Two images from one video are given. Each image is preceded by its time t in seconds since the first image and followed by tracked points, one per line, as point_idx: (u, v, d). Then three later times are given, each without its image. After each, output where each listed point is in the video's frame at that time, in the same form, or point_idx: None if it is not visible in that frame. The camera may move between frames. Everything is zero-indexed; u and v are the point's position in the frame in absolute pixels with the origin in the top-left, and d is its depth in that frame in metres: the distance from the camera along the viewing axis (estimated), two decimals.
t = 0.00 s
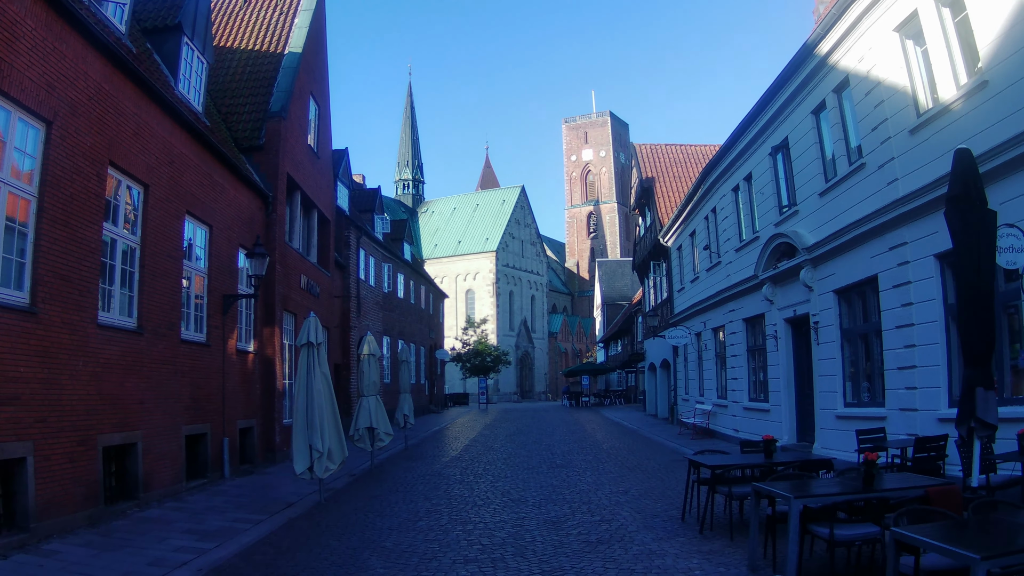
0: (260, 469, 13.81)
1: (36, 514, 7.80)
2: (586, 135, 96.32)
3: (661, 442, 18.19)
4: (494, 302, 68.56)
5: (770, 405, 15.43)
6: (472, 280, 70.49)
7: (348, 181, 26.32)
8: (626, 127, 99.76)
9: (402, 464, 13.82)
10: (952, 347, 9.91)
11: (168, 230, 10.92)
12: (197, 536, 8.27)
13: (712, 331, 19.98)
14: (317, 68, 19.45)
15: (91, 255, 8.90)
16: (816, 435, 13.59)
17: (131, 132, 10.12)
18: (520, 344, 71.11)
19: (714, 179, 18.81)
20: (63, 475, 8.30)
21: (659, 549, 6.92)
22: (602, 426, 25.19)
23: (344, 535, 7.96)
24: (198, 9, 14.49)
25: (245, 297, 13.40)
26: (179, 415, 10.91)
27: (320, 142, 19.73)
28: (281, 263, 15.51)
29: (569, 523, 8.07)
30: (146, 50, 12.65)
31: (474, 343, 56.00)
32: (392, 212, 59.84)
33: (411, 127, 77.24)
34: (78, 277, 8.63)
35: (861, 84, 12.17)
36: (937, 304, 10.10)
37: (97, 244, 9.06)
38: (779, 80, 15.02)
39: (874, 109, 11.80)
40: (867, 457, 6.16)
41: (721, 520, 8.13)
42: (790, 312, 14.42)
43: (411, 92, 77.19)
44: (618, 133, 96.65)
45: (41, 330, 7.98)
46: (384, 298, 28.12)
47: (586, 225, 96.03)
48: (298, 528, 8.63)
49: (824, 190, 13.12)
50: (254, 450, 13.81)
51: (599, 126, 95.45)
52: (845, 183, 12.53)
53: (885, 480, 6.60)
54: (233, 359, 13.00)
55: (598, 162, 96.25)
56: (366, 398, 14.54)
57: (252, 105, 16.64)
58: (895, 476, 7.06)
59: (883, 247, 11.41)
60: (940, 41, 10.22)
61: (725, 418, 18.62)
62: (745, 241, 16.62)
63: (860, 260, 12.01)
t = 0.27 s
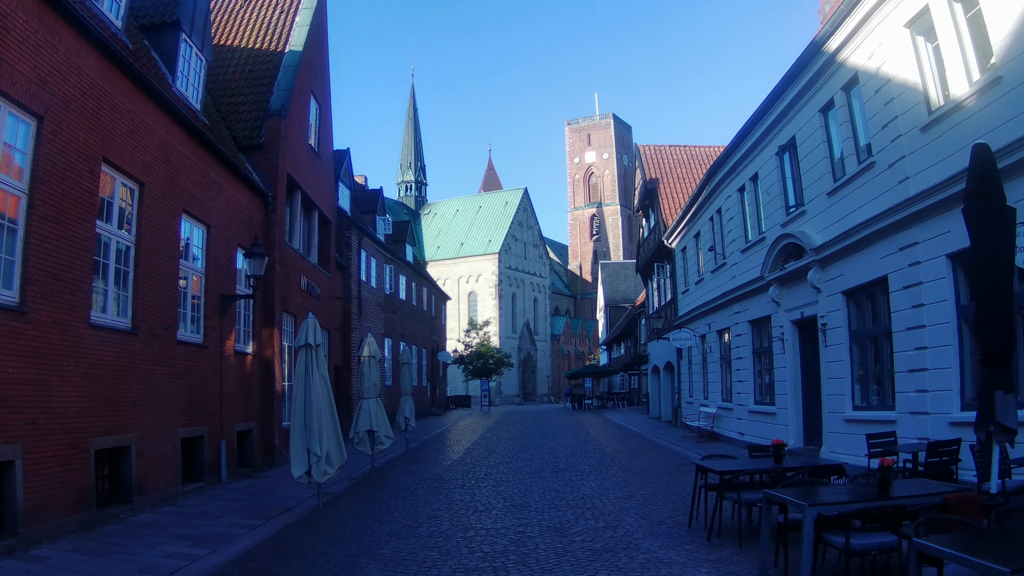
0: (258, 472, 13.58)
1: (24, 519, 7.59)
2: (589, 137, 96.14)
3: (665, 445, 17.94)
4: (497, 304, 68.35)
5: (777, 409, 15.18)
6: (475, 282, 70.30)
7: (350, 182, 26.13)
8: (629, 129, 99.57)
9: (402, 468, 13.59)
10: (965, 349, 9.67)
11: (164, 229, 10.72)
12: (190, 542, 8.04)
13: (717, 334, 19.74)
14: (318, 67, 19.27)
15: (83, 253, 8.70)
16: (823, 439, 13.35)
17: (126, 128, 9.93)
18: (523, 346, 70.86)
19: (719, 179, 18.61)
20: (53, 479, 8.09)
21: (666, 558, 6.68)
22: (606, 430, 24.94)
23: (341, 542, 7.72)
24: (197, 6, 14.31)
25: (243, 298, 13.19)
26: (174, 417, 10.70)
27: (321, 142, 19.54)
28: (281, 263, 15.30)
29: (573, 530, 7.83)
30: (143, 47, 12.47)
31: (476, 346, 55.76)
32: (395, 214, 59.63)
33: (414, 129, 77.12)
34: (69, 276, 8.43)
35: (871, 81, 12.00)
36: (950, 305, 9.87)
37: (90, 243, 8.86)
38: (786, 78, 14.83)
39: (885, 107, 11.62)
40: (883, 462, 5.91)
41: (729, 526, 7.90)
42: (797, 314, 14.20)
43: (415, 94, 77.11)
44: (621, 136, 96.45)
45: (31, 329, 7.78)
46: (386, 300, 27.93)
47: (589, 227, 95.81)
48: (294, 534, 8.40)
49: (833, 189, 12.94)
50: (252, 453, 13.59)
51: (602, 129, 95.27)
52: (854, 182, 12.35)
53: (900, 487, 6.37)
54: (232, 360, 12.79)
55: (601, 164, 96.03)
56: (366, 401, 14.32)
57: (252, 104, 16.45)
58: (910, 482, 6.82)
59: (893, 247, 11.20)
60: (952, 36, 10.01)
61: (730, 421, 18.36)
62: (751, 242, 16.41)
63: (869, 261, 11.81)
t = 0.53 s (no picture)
0: (254, 475, 13.33)
1: (8, 524, 7.32)
2: (590, 139, 95.94)
3: (668, 449, 17.67)
4: (498, 306, 68.10)
5: (782, 412, 14.92)
6: (476, 284, 70.07)
7: (349, 182, 25.89)
8: (630, 132, 99.37)
9: (401, 472, 13.33)
10: (977, 350, 9.41)
11: (157, 226, 10.48)
12: (179, 548, 7.77)
13: (720, 336, 19.48)
14: (317, 65, 19.04)
15: (71, 249, 8.46)
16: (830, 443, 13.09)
17: (118, 122, 9.71)
18: (524, 349, 70.59)
19: (722, 179, 18.38)
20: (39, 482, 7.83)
21: (673, 567, 6.40)
22: (608, 433, 24.67)
23: (334, 549, 7.46)
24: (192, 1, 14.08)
25: (238, 297, 12.95)
26: (166, 419, 10.45)
27: (319, 140, 19.31)
28: (278, 263, 15.06)
29: (575, 537, 7.55)
30: (137, 42, 12.23)
31: (477, 348, 55.49)
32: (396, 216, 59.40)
33: (416, 131, 76.89)
34: (56, 272, 8.19)
35: (880, 77, 11.78)
36: (961, 305, 9.61)
37: (78, 239, 8.62)
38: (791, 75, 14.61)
39: (894, 103, 11.39)
40: (898, 468, 5.67)
41: (737, 534, 7.64)
42: (803, 315, 13.94)
43: (416, 96, 76.94)
44: (622, 138, 96.24)
45: (16, 327, 7.54)
46: (386, 302, 27.70)
47: (591, 230, 95.61)
48: (287, 539, 8.14)
49: (840, 188, 12.71)
50: (247, 456, 13.33)
51: (603, 131, 95.10)
52: (862, 179, 12.12)
53: (915, 494, 6.12)
54: (226, 361, 12.54)
55: (602, 167, 95.79)
56: (364, 403, 14.08)
57: (249, 101, 16.22)
58: (925, 489, 6.56)
59: (903, 247, 10.95)
60: (964, 30, 9.77)
61: (733, 425, 18.09)
62: (756, 242, 16.16)
63: (878, 260, 11.57)
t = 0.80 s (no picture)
0: (250, 475, 13.10)
1: None
2: (591, 136, 95.61)
3: (671, 448, 17.42)
4: (499, 304, 67.88)
5: (788, 411, 14.67)
6: (477, 282, 69.84)
7: (349, 178, 25.62)
8: (632, 129, 99.00)
9: (400, 471, 13.09)
10: (991, 348, 9.16)
11: (150, 220, 10.24)
12: (171, 552, 7.53)
13: (725, 333, 19.22)
14: (315, 59, 18.79)
15: (59, 243, 8.21)
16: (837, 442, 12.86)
17: (108, 114, 9.46)
18: (525, 346, 70.38)
19: (726, 175, 18.12)
20: (27, 483, 7.59)
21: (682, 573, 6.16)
22: (609, 432, 24.42)
23: (330, 553, 7.22)
24: None
25: (234, 294, 12.71)
26: (160, 418, 10.22)
27: (318, 135, 19.04)
28: (276, 259, 14.81)
29: (579, 541, 7.30)
30: (131, 32, 11.97)
31: (477, 346, 55.26)
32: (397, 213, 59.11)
33: (417, 127, 76.56)
34: (45, 267, 7.95)
35: (889, 69, 11.52)
36: (975, 302, 9.35)
37: (67, 233, 8.38)
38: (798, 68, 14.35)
39: (904, 95, 11.13)
40: (916, 471, 5.59)
41: (746, 538, 7.40)
42: (810, 312, 13.68)
43: (417, 92, 76.61)
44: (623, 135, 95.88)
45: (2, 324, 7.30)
46: (386, 299, 27.46)
47: (592, 227, 95.33)
48: (282, 542, 7.90)
49: (848, 182, 12.46)
50: (244, 455, 13.10)
51: (605, 128, 94.79)
52: (871, 174, 11.86)
53: (935, 498, 5.88)
54: (222, 359, 12.30)
55: (603, 164, 95.47)
56: (363, 402, 13.85)
57: (247, 95, 15.97)
58: (945, 492, 6.31)
59: (913, 242, 10.69)
60: (977, 19, 9.51)
61: (738, 423, 17.84)
62: (761, 238, 15.91)
63: (887, 256, 11.31)
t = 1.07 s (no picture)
0: (248, 477, 12.85)
1: None
2: (591, 136, 95.36)
3: (676, 449, 17.18)
4: (499, 304, 67.63)
5: (796, 410, 14.42)
6: (477, 282, 69.60)
7: (349, 177, 25.37)
8: (631, 128, 98.77)
9: (401, 473, 12.84)
10: (1008, 345, 8.91)
11: (143, 217, 9.98)
12: (164, 558, 7.27)
13: (729, 332, 18.97)
14: (314, 55, 18.54)
15: (48, 240, 7.96)
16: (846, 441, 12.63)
17: (100, 107, 9.20)
18: (525, 346, 70.16)
19: (731, 171, 17.88)
20: (15, 487, 7.35)
21: None
22: (612, 432, 24.17)
23: (329, 559, 6.97)
24: None
25: (231, 292, 12.45)
26: (155, 420, 9.97)
27: (316, 132, 18.79)
28: (274, 258, 14.56)
29: (586, 545, 7.05)
30: (125, 26, 11.71)
31: (478, 346, 55.02)
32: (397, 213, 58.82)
33: (416, 127, 76.25)
34: (34, 265, 7.70)
35: (899, 60, 11.27)
36: (990, 297, 9.10)
37: (57, 229, 8.14)
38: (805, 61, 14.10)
39: (915, 86, 10.88)
40: (942, 470, 5.26)
41: (759, 541, 7.15)
42: (818, 309, 13.45)
43: (416, 92, 76.33)
44: (623, 135, 95.64)
45: None
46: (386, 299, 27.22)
47: (592, 227, 95.10)
48: (278, 547, 7.64)
49: (857, 177, 12.25)
50: (241, 457, 12.85)
51: (604, 128, 94.58)
52: (882, 167, 11.61)
53: (958, 499, 5.64)
54: (219, 360, 12.05)
55: (603, 164, 95.22)
56: (362, 402, 13.60)
57: (244, 92, 15.72)
58: (967, 492, 6.07)
59: (925, 237, 10.46)
60: (992, 7, 9.26)
61: (743, 423, 17.58)
62: (767, 235, 15.67)
63: (899, 251, 11.07)
